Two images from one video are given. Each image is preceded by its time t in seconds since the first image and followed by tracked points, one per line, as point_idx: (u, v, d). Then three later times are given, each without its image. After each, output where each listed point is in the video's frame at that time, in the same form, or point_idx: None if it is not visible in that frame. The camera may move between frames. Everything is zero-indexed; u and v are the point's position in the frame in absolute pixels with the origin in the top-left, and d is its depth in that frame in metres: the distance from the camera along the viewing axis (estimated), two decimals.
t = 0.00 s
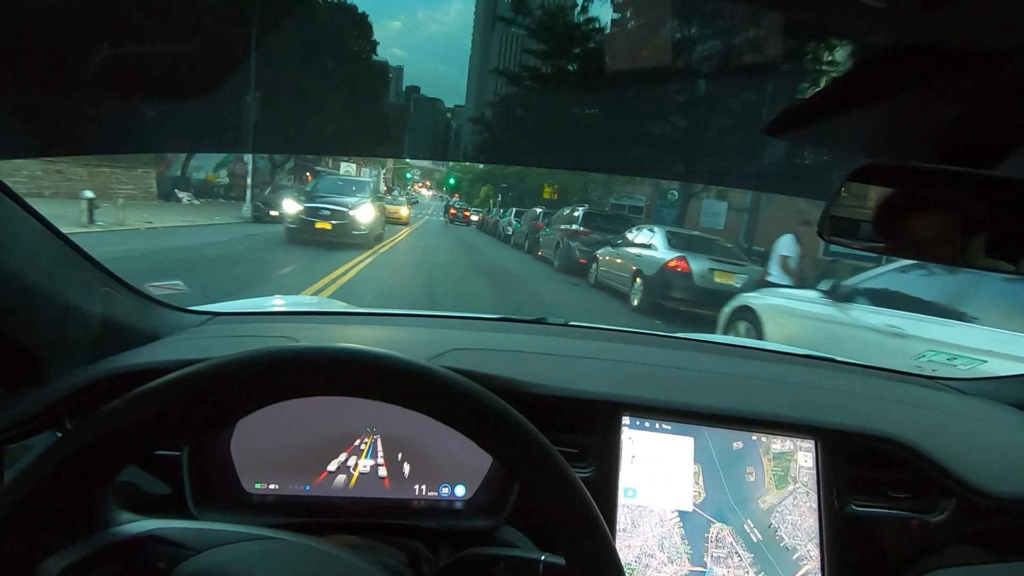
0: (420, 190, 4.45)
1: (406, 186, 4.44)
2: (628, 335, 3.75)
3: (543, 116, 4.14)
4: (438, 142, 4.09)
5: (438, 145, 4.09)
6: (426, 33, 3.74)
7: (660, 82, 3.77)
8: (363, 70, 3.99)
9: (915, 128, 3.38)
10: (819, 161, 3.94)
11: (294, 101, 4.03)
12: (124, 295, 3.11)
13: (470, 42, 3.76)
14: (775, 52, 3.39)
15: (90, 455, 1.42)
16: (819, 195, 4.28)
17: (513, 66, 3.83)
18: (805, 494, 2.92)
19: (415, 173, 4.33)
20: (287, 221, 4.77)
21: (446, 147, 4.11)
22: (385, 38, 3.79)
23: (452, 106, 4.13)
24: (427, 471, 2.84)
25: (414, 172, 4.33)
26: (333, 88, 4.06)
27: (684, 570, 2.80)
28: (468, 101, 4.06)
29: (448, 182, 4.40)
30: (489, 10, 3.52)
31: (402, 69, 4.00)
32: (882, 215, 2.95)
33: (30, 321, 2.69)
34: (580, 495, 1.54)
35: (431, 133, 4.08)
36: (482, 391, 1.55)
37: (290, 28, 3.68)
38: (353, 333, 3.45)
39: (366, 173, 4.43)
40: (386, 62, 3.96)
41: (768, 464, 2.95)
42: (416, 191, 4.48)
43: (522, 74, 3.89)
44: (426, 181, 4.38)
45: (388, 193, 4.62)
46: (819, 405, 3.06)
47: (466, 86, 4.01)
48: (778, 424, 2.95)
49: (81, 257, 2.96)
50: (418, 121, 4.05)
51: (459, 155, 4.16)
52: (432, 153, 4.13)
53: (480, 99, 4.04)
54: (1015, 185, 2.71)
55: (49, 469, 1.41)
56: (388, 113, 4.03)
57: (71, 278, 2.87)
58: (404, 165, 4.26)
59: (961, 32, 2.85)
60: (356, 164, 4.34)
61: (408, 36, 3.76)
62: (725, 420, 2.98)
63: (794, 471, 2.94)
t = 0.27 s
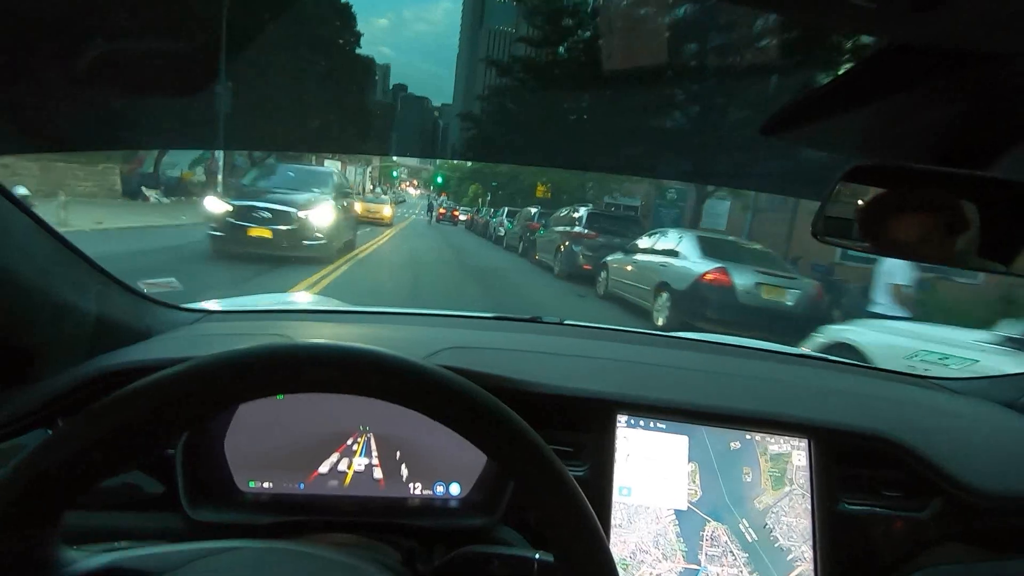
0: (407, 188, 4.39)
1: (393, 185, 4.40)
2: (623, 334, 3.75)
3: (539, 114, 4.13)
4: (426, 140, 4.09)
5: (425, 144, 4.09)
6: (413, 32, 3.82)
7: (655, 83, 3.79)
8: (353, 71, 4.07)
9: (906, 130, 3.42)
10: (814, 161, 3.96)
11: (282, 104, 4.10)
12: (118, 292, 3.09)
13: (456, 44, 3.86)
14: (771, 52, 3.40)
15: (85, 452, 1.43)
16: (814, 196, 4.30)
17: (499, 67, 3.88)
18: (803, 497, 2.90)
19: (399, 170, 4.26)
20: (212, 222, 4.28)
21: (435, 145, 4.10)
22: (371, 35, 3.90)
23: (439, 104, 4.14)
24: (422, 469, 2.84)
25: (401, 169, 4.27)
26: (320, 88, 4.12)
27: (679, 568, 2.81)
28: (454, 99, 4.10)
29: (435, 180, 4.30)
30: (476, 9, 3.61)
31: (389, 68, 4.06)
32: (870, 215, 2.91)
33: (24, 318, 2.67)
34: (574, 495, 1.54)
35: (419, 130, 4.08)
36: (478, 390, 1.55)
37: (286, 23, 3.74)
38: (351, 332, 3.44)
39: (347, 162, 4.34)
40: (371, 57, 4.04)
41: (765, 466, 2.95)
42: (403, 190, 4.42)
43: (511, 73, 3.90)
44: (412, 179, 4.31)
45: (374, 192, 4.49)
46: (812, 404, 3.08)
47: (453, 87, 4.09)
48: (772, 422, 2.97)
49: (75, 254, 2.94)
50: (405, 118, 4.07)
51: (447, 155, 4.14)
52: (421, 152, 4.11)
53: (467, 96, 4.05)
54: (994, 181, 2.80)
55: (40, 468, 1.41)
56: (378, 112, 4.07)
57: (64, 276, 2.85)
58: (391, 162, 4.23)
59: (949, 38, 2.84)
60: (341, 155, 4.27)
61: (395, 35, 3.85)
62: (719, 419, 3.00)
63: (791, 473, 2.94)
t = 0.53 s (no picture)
0: (396, 186, 4.35)
1: (381, 181, 4.26)
2: (618, 336, 3.76)
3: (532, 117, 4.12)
4: (416, 138, 3.87)
5: (416, 145, 3.87)
6: (402, 29, 3.59)
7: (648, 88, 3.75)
8: (339, 68, 3.85)
9: (895, 133, 3.44)
10: (806, 165, 3.98)
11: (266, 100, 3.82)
12: (110, 295, 3.07)
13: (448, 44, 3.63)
14: (763, 56, 3.41)
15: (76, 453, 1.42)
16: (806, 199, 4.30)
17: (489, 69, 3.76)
18: (800, 503, 2.91)
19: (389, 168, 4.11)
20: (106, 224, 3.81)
21: (424, 145, 3.89)
22: (358, 34, 3.64)
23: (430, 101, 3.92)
24: (416, 472, 2.84)
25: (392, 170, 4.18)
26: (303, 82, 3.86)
27: (674, 569, 2.82)
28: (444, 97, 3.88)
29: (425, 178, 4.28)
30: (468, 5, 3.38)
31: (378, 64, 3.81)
32: (866, 214, 2.96)
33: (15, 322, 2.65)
34: (566, 497, 1.54)
35: (408, 129, 3.86)
36: (470, 392, 1.55)
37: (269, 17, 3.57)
38: (345, 335, 3.43)
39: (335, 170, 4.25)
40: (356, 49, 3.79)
41: (763, 470, 2.95)
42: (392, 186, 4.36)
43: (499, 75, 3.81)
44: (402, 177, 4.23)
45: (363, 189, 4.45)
46: (806, 405, 3.09)
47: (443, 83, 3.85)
48: (766, 425, 2.98)
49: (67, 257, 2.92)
50: (394, 117, 3.85)
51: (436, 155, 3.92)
52: (409, 152, 3.89)
53: (458, 91, 3.84)
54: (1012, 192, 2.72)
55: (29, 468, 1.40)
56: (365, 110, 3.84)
57: (54, 279, 2.83)
58: (380, 161, 4.03)
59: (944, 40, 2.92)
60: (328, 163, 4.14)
61: (383, 33, 3.60)
62: (716, 422, 3.00)
63: (789, 478, 2.95)
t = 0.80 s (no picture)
0: (387, 182, 4.39)
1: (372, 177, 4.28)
2: (613, 339, 3.75)
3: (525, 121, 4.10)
4: (407, 135, 3.86)
5: (408, 141, 3.88)
6: (394, 27, 3.55)
7: (644, 91, 3.73)
8: (331, 71, 3.70)
9: (888, 136, 3.48)
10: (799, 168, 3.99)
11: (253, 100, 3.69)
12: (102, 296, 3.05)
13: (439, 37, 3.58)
14: (758, 59, 3.41)
15: (72, 454, 1.41)
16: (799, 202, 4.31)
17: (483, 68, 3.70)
18: (793, 506, 2.94)
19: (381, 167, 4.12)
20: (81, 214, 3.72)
21: (416, 142, 3.89)
22: (350, 31, 3.60)
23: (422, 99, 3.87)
24: (408, 474, 2.79)
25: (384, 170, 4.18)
26: (288, 82, 3.67)
27: (668, 570, 2.84)
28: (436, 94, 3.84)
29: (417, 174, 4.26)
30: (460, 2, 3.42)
31: (369, 62, 3.73)
32: (858, 219, 2.93)
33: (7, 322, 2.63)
34: (558, 498, 1.53)
35: (399, 127, 3.84)
36: (462, 392, 1.54)
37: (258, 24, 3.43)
38: (339, 336, 3.42)
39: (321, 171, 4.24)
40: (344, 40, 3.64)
41: (758, 474, 2.97)
42: (383, 183, 4.41)
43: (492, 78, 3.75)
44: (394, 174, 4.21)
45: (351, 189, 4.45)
46: (798, 407, 3.11)
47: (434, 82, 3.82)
48: (759, 426, 2.99)
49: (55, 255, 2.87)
50: (387, 114, 3.81)
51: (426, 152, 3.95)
52: (399, 145, 3.90)
53: (450, 86, 3.80)
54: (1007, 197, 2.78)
55: (26, 470, 1.39)
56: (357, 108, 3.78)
57: (45, 278, 2.80)
58: (371, 160, 4.02)
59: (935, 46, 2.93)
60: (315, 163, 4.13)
61: (376, 29, 3.56)
62: (710, 424, 3.02)
63: (783, 482, 2.97)
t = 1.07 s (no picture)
0: (382, 182, 4.39)
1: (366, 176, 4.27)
2: (607, 334, 3.76)
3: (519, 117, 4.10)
4: (401, 134, 3.84)
5: (402, 140, 3.85)
6: (387, 27, 3.55)
7: (637, 88, 3.76)
8: (326, 74, 3.71)
9: (882, 133, 3.50)
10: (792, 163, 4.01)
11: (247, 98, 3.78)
12: (95, 293, 3.04)
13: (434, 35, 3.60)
14: (750, 56, 3.43)
15: (68, 446, 1.40)
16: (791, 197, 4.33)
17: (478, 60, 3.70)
18: (788, 501, 2.97)
19: (372, 166, 4.12)
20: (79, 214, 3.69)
21: (409, 143, 3.87)
22: (345, 29, 3.60)
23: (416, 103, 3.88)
24: (404, 469, 2.81)
25: (377, 168, 4.17)
26: (281, 80, 3.69)
27: (663, 562, 2.87)
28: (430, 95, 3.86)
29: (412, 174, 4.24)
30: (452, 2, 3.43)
31: (363, 62, 3.78)
32: (849, 215, 3.01)
33: None
34: (553, 493, 1.54)
35: (393, 126, 3.83)
36: (456, 388, 1.54)
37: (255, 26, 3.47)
38: (335, 332, 3.42)
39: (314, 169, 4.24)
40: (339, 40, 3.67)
41: (752, 468, 3.00)
42: (377, 182, 4.40)
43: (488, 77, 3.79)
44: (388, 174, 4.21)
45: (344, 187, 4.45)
46: (791, 401, 3.13)
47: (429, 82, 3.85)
48: (753, 420, 3.01)
49: (46, 251, 2.87)
50: (380, 113, 3.81)
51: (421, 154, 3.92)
52: (394, 148, 3.87)
53: (444, 81, 3.81)
54: (1011, 195, 2.74)
55: (24, 462, 1.39)
56: (351, 106, 3.81)
57: (37, 275, 2.78)
58: (364, 158, 4.01)
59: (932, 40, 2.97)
60: (306, 160, 4.13)
61: (369, 28, 3.59)
62: (705, 418, 3.03)
63: (778, 476, 3.00)
